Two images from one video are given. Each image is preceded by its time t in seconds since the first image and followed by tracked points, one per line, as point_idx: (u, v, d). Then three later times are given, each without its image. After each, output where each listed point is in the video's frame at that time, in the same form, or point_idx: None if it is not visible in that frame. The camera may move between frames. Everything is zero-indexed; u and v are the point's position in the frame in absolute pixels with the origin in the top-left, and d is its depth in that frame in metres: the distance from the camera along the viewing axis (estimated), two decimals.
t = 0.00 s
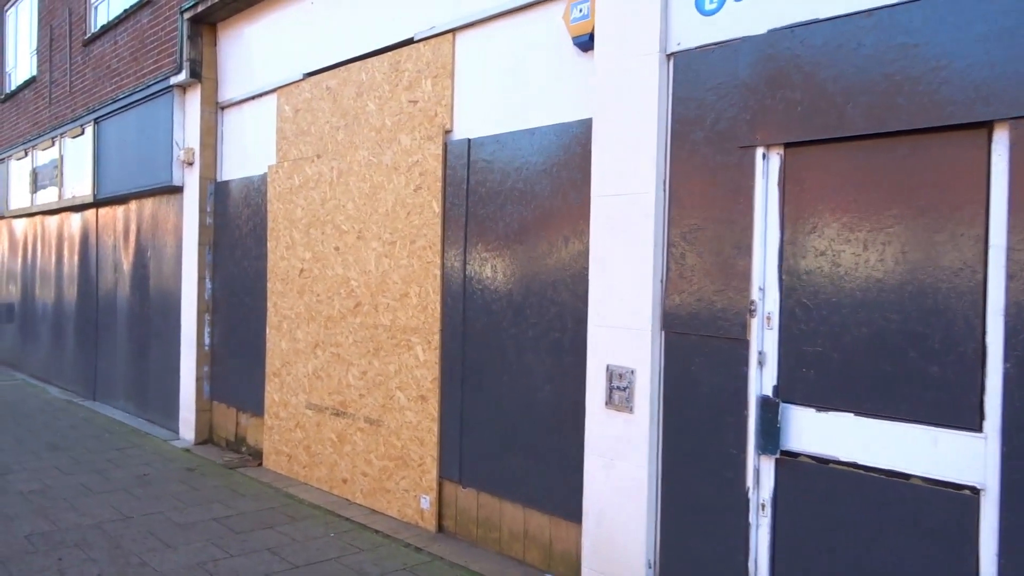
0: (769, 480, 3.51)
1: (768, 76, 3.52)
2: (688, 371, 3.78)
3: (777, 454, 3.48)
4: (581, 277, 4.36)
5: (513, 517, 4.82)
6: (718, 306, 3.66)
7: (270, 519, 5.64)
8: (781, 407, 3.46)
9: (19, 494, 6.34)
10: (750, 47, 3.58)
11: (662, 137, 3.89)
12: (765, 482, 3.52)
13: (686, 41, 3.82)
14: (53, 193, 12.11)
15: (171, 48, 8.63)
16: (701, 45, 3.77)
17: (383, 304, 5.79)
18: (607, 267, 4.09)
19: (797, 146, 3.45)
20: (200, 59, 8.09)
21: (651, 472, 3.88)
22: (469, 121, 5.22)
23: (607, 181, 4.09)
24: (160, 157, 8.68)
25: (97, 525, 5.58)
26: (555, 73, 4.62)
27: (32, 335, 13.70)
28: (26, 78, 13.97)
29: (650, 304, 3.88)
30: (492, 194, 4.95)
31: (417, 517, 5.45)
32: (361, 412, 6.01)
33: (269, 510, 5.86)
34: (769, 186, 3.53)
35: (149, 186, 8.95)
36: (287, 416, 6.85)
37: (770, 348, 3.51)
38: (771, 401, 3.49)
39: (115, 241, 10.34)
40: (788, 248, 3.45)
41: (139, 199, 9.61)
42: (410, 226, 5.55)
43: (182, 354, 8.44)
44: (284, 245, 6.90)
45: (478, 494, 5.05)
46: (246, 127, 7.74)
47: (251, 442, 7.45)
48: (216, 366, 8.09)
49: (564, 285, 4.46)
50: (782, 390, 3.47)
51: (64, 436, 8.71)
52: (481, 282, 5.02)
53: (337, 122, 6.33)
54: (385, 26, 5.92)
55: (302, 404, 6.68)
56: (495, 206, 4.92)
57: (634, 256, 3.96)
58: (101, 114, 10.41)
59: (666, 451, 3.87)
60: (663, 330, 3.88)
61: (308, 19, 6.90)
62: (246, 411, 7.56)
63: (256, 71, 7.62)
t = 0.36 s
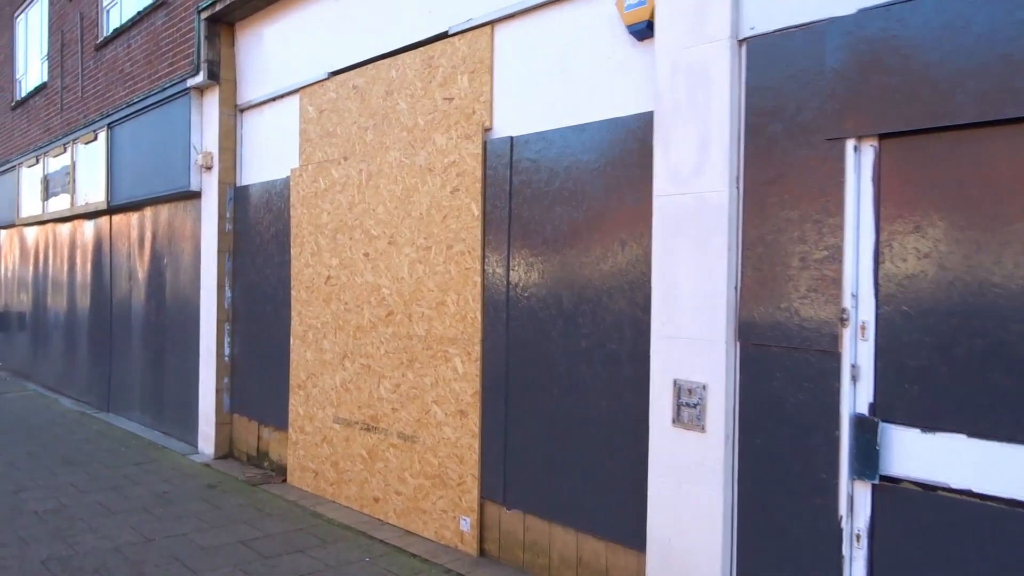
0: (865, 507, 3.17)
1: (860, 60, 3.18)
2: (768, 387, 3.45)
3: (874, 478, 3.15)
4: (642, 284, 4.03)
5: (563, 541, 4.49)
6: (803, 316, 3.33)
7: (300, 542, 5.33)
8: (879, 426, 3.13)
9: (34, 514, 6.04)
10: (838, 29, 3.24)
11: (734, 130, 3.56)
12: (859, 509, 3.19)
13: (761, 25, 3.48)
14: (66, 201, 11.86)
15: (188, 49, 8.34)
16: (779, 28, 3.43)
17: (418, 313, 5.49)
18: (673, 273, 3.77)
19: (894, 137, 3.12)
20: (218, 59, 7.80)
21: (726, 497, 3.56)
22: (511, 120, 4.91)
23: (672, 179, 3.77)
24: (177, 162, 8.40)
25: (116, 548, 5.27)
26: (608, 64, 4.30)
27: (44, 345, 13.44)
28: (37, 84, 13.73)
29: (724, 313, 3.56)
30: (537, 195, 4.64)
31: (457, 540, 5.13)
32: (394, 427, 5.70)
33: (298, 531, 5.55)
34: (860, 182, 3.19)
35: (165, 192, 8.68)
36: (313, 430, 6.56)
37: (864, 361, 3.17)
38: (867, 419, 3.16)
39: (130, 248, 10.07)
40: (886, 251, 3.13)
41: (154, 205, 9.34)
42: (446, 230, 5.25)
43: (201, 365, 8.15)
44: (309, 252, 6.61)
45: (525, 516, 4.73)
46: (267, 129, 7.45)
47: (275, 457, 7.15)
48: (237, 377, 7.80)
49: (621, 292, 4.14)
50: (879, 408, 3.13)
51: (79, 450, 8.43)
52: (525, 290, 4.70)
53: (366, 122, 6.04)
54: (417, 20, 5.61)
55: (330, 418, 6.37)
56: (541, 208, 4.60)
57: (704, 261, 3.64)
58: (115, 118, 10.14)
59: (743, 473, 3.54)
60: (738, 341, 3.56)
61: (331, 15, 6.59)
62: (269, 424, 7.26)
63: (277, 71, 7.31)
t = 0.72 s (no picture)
0: (988, 536, 2.88)
1: (979, 44, 2.90)
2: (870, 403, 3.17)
3: (999, 505, 2.86)
4: (721, 291, 3.77)
5: (630, 566, 4.21)
6: (912, 325, 3.05)
7: (343, 563, 5.07)
8: (1005, 448, 2.84)
9: (63, 531, 5.81)
10: (951, 12, 2.97)
11: (828, 125, 3.28)
12: (981, 539, 2.90)
13: (860, 9, 3.21)
14: (90, 208, 11.70)
15: (217, 51, 8.14)
16: (882, 12, 3.16)
17: (465, 322, 5.22)
18: (758, 280, 3.50)
19: (1019, 129, 2.84)
20: (249, 61, 7.59)
21: (822, 523, 3.27)
22: (568, 118, 4.64)
23: (756, 178, 3.50)
24: (206, 166, 8.20)
25: (151, 569, 5.03)
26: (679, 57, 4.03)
27: (66, 354, 13.28)
28: (61, 90, 13.61)
29: (818, 323, 3.28)
30: (599, 197, 4.37)
31: (510, 562, 4.85)
32: (439, 442, 5.43)
33: (340, 550, 5.29)
34: (979, 179, 2.91)
35: (194, 198, 8.47)
36: (350, 444, 6.31)
37: (985, 376, 2.89)
38: (989, 440, 2.88)
39: (155, 256, 9.88)
40: (1011, 255, 2.84)
41: (182, 211, 9.13)
42: (497, 235, 4.99)
43: (231, 376, 7.92)
44: (346, 258, 6.37)
45: (586, 539, 4.45)
46: (300, 132, 7.22)
47: (309, 471, 6.90)
48: (268, 388, 7.56)
49: (696, 300, 3.86)
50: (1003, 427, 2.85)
51: (105, 463, 8.20)
52: (586, 297, 4.43)
53: (407, 122, 5.80)
54: (464, 15, 5.37)
55: (369, 430, 6.12)
56: (604, 211, 4.34)
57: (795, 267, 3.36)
58: (141, 123, 9.97)
59: (841, 497, 3.26)
60: (835, 354, 3.27)
61: (369, 12, 6.36)
62: (303, 437, 7.02)
63: (310, 72, 7.09)
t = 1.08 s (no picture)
0: None
1: None
2: (982, 419, 2.93)
3: None
4: (802, 298, 3.53)
5: None
6: None
7: None
8: None
9: (92, 550, 5.59)
10: None
11: (930, 118, 3.04)
12: None
13: None
14: (108, 213, 11.51)
15: (242, 51, 7.93)
16: None
17: (512, 330, 4.99)
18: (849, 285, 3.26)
19: None
20: (277, 61, 7.38)
21: (927, 549, 3.03)
22: (625, 115, 4.40)
23: (846, 177, 3.26)
24: (232, 170, 7.99)
25: None
26: (752, 49, 3.79)
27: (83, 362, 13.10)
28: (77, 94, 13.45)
29: (921, 332, 3.04)
30: (661, 198, 4.13)
31: None
32: (484, 455, 5.20)
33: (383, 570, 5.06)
34: None
35: (218, 202, 8.27)
36: (386, 456, 6.08)
37: None
38: None
39: (176, 262, 9.67)
40: None
41: (205, 215, 8.93)
42: (547, 238, 4.75)
43: (258, 385, 7.70)
44: (381, 263, 6.14)
45: (650, 559, 4.22)
46: (330, 133, 7.01)
47: (342, 484, 6.68)
48: (296, 398, 7.33)
49: (775, 307, 3.63)
50: None
51: (129, 475, 7.99)
52: (648, 304, 4.19)
53: (447, 121, 5.57)
54: (509, 9, 5.15)
55: (407, 442, 5.89)
56: (667, 213, 4.10)
57: (892, 271, 3.13)
58: (162, 126, 9.77)
59: (948, 521, 3.02)
60: (939, 366, 3.04)
61: (405, 9, 6.14)
62: (335, 449, 6.79)
63: (341, 71, 6.88)
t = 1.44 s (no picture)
0: None
1: None
2: None
3: None
4: (899, 295, 3.24)
5: None
6: None
7: None
8: None
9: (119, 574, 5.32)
10: None
11: None
12: None
13: None
14: (125, 225, 11.30)
15: (264, 54, 7.70)
16: None
17: (564, 336, 4.71)
18: (960, 280, 2.96)
19: None
20: (302, 62, 7.14)
21: None
22: (688, 104, 4.14)
23: (953, 161, 2.97)
24: (255, 177, 7.75)
25: None
26: (835, 28, 3.51)
27: (100, 378, 12.86)
28: (91, 105, 13.28)
29: None
30: (732, 191, 3.85)
31: None
32: (534, 469, 4.90)
33: None
34: None
35: (241, 210, 8.02)
36: (425, 471, 5.79)
37: None
38: None
39: (196, 273, 9.43)
40: None
41: (226, 225, 8.68)
42: (602, 238, 4.47)
43: (285, 398, 7.43)
44: (417, 269, 5.88)
45: None
46: (359, 136, 6.76)
47: (377, 501, 6.39)
48: (326, 411, 7.06)
49: (868, 306, 3.33)
50: None
51: (152, 493, 7.73)
52: (718, 306, 3.89)
53: (488, 118, 5.31)
54: None
55: (447, 457, 5.60)
56: (740, 207, 3.81)
57: (1010, 263, 2.83)
58: (180, 135, 9.55)
59: None
60: None
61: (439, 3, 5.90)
62: (369, 464, 6.51)
63: (370, 72, 6.62)
